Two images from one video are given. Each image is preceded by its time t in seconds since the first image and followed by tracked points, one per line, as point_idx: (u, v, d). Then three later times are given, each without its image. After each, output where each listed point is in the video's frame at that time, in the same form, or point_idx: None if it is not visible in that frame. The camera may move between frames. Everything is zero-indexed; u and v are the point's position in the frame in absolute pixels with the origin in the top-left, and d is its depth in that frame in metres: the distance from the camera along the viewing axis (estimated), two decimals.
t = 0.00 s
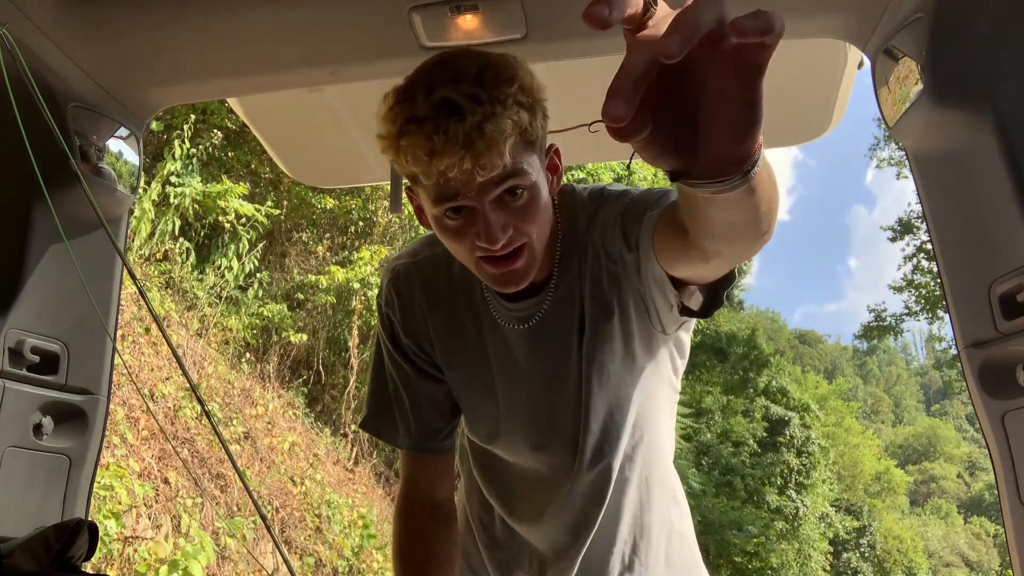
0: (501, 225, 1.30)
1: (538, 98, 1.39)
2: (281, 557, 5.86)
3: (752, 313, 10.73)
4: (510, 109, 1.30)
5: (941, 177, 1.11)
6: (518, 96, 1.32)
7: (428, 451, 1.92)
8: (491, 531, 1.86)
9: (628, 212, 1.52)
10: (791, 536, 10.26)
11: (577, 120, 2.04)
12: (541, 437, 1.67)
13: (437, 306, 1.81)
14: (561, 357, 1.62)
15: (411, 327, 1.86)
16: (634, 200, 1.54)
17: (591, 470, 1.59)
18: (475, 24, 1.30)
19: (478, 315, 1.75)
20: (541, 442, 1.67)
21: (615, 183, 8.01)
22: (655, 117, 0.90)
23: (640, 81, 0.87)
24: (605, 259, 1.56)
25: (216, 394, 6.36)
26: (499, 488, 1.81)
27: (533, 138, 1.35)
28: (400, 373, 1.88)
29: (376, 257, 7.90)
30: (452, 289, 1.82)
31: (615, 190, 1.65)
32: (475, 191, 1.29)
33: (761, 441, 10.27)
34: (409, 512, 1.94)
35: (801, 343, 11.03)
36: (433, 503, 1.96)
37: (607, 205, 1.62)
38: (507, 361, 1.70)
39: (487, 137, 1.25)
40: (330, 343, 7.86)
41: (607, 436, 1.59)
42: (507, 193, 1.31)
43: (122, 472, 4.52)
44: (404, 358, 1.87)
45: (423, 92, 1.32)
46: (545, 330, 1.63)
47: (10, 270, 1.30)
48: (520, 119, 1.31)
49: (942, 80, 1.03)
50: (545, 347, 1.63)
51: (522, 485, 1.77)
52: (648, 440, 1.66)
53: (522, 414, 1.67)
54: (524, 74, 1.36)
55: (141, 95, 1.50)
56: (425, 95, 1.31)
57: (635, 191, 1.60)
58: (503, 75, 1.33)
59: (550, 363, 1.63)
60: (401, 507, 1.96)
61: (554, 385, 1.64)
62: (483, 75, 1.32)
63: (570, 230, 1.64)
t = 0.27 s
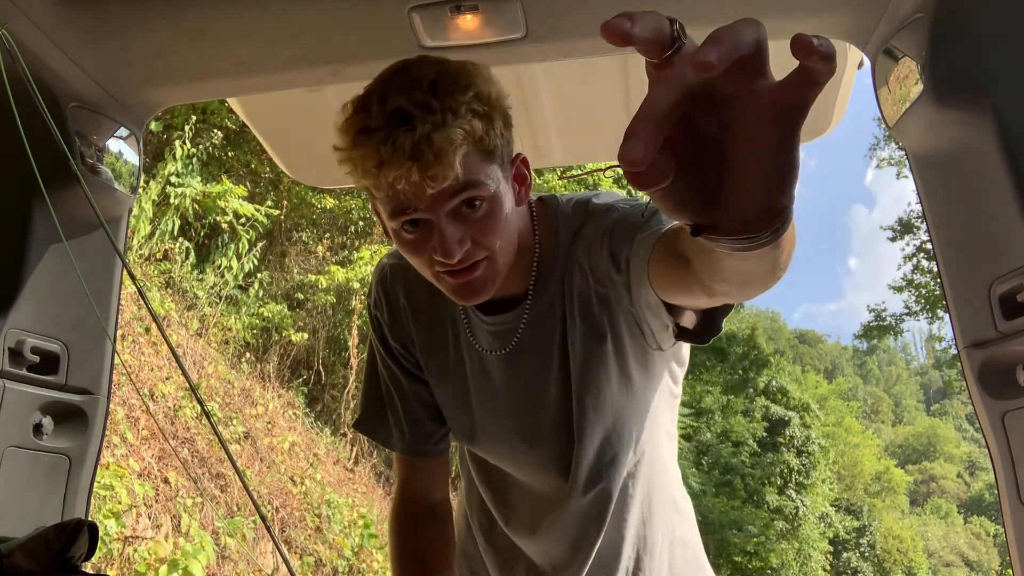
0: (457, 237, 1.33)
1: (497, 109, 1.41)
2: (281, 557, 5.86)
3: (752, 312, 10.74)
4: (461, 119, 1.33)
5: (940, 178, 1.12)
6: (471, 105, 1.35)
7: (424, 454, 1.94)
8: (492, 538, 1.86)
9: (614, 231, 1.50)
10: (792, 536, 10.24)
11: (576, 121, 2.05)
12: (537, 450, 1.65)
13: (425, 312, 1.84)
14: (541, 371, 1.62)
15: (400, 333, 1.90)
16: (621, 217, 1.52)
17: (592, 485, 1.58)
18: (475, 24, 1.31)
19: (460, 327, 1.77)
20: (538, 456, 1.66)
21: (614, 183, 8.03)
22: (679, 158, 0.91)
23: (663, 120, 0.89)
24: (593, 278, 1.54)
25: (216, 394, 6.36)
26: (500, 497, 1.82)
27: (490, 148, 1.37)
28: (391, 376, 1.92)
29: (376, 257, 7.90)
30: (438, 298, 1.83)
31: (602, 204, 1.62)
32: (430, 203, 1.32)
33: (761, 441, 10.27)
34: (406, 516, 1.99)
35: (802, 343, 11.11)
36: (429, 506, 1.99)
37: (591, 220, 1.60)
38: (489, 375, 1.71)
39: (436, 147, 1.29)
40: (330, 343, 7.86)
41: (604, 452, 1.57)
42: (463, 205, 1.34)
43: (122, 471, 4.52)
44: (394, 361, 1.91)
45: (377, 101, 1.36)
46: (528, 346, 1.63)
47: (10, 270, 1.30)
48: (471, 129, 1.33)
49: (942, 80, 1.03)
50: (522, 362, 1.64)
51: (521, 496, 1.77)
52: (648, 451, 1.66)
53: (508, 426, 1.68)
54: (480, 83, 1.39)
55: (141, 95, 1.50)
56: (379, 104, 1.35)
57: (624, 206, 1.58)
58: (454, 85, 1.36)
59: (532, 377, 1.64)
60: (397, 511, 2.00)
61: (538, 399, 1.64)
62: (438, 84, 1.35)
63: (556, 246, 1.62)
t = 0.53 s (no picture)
0: (436, 233, 1.34)
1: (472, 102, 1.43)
2: (281, 557, 5.87)
3: (751, 312, 10.76)
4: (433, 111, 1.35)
5: (941, 179, 1.11)
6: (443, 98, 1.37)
7: (421, 455, 1.94)
8: (491, 541, 1.86)
9: (605, 235, 1.44)
10: (791, 535, 10.17)
11: (576, 121, 2.05)
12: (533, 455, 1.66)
13: (417, 315, 1.84)
14: (530, 374, 1.63)
15: (394, 335, 1.90)
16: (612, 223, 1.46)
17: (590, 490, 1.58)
18: (475, 25, 1.30)
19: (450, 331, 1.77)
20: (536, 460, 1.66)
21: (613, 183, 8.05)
22: (669, 171, 0.89)
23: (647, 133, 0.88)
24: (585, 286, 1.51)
25: (216, 394, 6.36)
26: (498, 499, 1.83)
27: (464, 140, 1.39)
28: (385, 377, 1.92)
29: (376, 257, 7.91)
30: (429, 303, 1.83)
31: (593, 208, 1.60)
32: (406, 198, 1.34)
33: (761, 441, 10.27)
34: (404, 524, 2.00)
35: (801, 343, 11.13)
36: (425, 512, 2.00)
37: (581, 225, 1.58)
38: (479, 379, 1.70)
39: (412, 141, 1.31)
40: (330, 342, 7.88)
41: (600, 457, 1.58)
42: (442, 200, 1.36)
43: (122, 471, 4.51)
44: (388, 363, 1.91)
45: (353, 99, 1.39)
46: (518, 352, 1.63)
47: (10, 271, 1.30)
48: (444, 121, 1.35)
49: (942, 80, 1.03)
50: (508, 365, 1.64)
51: (520, 499, 1.77)
52: (648, 453, 1.66)
53: (501, 428, 1.68)
54: (457, 77, 1.41)
55: (141, 95, 1.50)
56: (354, 101, 1.38)
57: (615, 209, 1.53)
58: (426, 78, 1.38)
59: (522, 379, 1.64)
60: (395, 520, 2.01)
61: (530, 402, 1.64)
62: (414, 81, 1.37)
63: (545, 252, 1.61)
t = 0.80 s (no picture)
0: (423, 216, 1.32)
1: (465, 90, 1.42)
2: (281, 557, 5.88)
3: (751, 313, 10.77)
4: (422, 92, 1.34)
5: (941, 179, 1.11)
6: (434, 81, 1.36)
7: (421, 454, 1.94)
8: (491, 542, 1.86)
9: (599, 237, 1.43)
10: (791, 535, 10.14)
11: (576, 122, 2.05)
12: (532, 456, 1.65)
13: (413, 311, 1.85)
14: (526, 373, 1.63)
15: (390, 333, 1.90)
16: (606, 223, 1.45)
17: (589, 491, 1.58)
18: (475, 25, 1.30)
19: (446, 330, 1.77)
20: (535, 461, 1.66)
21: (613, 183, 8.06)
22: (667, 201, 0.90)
23: (652, 159, 0.88)
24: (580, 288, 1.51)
25: (216, 394, 6.35)
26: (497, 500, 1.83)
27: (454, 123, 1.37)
28: (382, 375, 1.93)
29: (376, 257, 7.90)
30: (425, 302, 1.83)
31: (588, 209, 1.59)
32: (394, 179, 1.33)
33: (761, 441, 10.26)
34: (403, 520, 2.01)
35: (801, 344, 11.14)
36: (424, 509, 2.01)
37: (574, 227, 1.57)
38: (475, 377, 1.71)
39: (400, 122, 1.30)
40: (330, 343, 7.88)
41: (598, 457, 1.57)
42: (430, 183, 1.34)
43: (122, 471, 4.51)
44: (386, 360, 1.91)
45: (344, 83, 1.37)
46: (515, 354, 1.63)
47: (9, 271, 1.30)
48: (432, 102, 1.34)
49: (942, 80, 1.03)
50: (503, 363, 1.64)
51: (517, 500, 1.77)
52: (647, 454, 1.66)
53: (499, 430, 1.69)
54: (448, 62, 1.40)
55: (141, 95, 1.50)
56: (345, 85, 1.36)
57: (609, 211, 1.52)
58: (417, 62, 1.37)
59: (517, 379, 1.64)
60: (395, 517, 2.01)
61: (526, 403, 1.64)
62: (405, 65, 1.36)
63: (539, 253, 1.61)
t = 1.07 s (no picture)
0: (424, 204, 1.29)
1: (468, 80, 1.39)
2: (281, 557, 5.87)
3: (751, 313, 10.80)
4: (425, 78, 1.31)
5: (941, 178, 1.11)
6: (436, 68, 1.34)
7: (422, 450, 1.95)
8: (491, 541, 1.86)
9: (597, 232, 1.44)
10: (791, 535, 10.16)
11: (576, 121, 2.04)
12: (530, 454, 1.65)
13: (412, 306, 1.84)
14: (523, 369, 1.63)
15: (391, 328, 1.90)
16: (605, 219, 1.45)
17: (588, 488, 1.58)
18: (475, 24, 1.32)
19: (445, 325, 1.77)
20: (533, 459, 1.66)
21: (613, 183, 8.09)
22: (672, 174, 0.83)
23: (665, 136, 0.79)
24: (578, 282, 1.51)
25: (216, 394, 6.35)
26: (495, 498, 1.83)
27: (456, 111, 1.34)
28: (384, 370, 1.92)
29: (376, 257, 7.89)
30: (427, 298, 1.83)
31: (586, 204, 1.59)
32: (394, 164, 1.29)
33: (761, 441, 10.25)
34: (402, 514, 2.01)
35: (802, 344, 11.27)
36: (422, 504, 2.01)
37: (573, 223, 1.58)
38: (473, 371, 1.71)
39: (402, 109, 1.27)
40: (330, 343, 7.86)
41: (596, 455, 1.57)
42: (431, 172, 1.31)
43: (122, 471, 4.51)
44: (388, 355, 1.91)
45: (347, 71, 1.33)
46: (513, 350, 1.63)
47: (9, 271, 1.30)
48: (435, 88, 1.31)
49: (943, 80, 1.03)
50: (500, 358, 1.64)
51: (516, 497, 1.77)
52: (646, 453, 1.66)
53: (497, 425, 1.69)
54: (451, 53, 1.36)
55: (141, 95, 1.50)
56: (347, 71, 1.33)
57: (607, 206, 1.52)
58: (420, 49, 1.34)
59: (514, 376, 1.64)
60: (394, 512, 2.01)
61: (523, 398, 1.64)
62: (407, 54, 1.33)
63: (537, 248, 1.61)
